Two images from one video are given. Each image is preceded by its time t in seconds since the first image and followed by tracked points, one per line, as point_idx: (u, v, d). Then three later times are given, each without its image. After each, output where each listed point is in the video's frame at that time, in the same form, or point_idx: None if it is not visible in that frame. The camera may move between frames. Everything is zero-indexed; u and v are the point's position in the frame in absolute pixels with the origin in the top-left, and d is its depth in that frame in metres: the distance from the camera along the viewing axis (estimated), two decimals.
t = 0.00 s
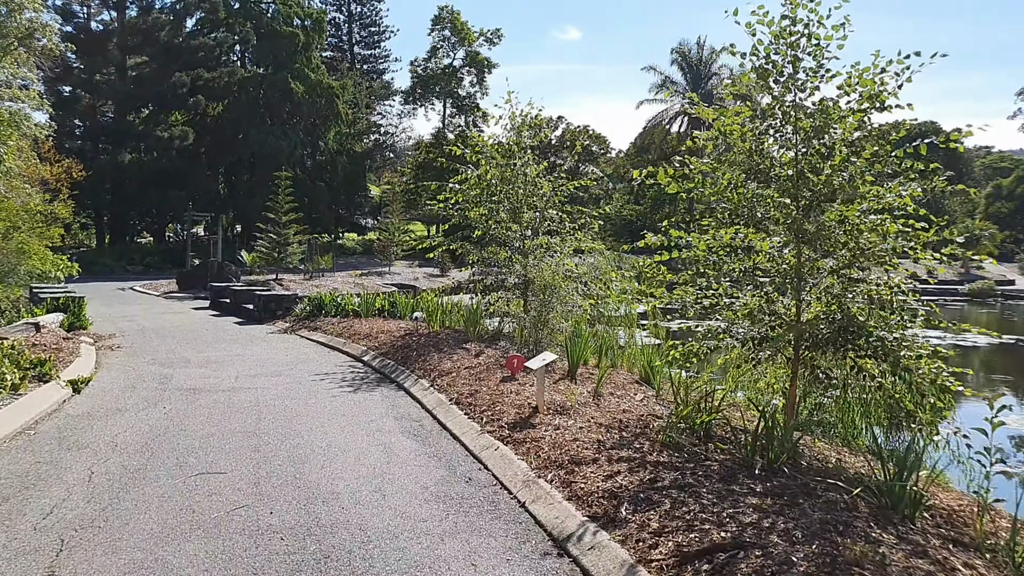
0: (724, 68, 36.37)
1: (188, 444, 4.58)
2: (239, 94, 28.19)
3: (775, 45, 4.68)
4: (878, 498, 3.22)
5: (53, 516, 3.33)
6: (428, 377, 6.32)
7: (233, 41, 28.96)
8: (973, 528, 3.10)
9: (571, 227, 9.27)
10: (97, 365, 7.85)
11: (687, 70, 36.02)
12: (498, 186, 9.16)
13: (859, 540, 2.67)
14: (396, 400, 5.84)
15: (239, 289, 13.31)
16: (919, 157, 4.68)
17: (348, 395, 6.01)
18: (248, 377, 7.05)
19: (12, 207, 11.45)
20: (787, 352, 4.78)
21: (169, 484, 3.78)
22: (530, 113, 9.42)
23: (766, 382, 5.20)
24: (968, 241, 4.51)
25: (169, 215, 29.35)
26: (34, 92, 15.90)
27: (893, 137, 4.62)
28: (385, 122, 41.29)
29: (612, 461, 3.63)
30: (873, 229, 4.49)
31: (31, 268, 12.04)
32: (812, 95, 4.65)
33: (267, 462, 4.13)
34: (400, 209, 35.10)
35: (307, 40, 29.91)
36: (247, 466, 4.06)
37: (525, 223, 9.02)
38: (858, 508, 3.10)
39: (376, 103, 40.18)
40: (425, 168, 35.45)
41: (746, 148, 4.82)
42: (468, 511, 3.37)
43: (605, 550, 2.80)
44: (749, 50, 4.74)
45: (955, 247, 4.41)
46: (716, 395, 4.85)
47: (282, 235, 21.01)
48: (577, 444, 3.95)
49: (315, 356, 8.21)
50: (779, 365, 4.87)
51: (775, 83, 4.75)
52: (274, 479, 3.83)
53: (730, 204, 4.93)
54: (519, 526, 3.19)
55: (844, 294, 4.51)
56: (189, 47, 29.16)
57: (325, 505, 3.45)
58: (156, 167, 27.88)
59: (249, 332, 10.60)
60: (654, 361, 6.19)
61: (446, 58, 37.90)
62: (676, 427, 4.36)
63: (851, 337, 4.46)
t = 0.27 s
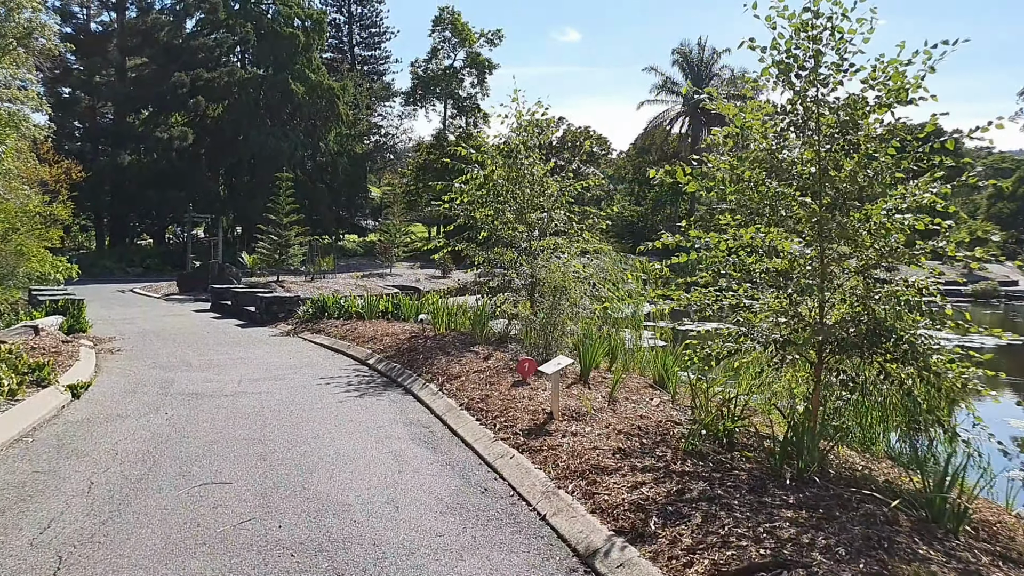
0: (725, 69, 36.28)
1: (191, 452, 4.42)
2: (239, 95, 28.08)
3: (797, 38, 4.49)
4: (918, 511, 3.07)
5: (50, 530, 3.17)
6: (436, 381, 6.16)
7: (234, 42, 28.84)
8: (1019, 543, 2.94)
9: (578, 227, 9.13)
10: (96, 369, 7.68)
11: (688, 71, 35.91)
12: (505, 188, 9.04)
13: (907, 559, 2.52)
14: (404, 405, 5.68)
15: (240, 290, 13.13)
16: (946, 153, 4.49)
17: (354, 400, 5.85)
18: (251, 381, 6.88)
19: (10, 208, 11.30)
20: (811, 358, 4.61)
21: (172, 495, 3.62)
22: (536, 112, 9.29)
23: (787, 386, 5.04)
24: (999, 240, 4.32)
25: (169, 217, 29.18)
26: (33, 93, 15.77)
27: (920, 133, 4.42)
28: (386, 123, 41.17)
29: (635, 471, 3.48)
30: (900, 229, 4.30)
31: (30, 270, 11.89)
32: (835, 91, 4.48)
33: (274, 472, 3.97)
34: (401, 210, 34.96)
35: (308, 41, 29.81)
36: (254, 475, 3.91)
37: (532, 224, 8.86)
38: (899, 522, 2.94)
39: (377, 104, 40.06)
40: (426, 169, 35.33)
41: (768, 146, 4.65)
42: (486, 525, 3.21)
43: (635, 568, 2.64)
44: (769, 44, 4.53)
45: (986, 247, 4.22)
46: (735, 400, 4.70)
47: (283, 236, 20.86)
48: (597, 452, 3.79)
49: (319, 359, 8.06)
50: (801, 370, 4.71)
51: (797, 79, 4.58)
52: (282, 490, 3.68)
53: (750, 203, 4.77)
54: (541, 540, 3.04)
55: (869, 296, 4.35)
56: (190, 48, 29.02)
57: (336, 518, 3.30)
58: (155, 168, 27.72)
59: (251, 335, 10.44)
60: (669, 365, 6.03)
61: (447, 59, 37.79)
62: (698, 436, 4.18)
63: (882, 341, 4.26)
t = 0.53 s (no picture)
0: (726, 69, 36.18)
1: (194, 461, 4.26)
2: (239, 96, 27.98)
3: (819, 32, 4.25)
4: (960, 525, 2.91)
5: (48, 546, 3.01)
6: (444, 386, 6.01)
7: (234, 42, 28.69)
8: None
9: (586, 227, 8.98)
10: (95, 373, 7.51)
11: (689, 71, 35.81)
12: (511, 188, 8.88)
13: None
14: (412, 410, 5.53)
15: (241, 292, 12.97)
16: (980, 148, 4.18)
17: (361, 405, 5.70)
18: (254, 385, 6.73)
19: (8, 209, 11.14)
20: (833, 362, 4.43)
21: (175, 507, 3.47)
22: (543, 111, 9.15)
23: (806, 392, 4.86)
24: None
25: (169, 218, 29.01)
26: (32, 93, 15.62)
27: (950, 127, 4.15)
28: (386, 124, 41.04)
29: (660, 481, 3.33)
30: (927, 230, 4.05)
31: (28, 272, 11.73)
32: (860, 87, 4.26)
33: (281, 482, 3.82)
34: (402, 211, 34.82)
35: (308, 41, 29.71)
36: (259, 486, 3.76)
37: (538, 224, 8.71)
38: (942, 537, 2.79)
39: (378, 105, 39.93)
40: (427, 170, 35.20)
41: (790, 143, 4.48)
42: (505, 539, 3.06)
43: None
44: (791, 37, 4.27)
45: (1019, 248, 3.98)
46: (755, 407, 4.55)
47: (284, 238, 20.70)
48: (617, 462, 3.65)
49: (323, 362, 7.90)
50: (823, 376, 4.54)
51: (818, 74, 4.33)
52: (290, 501, 3.53)
53: (771, 202, 4.60)
54: (564, 556, 2.88)
55: (895, 297, 4.18)
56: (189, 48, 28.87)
57: (347, 532, 3.15)
58: (155, 168, 27.55)
59: (253, 337, 10.29)
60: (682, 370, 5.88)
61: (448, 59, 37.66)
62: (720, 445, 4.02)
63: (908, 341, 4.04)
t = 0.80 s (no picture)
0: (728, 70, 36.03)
1: (196, 467, 4.09)
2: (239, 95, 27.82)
3: (846, 20, 4.07)
4: (1010, 538, 2.72)
5: (40, 559, 2.85)
6: (451, 388, 5.85)
7: (234, 41, 28.53)
8: None
9: (593, 226, 8.83)
10: (93, 375, 7.35)
11: (690, 72, 35.67)
12: (517, 187, 8.78)
13: None
14: (420, 413, 5.37)
15: (242, 292, 12.79)
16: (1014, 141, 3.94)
17: (368, 408, 5.54)
18: (257, 387, 6.57)
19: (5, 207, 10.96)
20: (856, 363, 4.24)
21: (175, 516, 3.31)
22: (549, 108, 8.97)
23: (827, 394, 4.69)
24: None
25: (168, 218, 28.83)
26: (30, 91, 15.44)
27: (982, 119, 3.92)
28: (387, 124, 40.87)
29: (686, 490, 3.16)
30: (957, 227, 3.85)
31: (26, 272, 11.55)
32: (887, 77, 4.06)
33: (286, 490, 3.66)
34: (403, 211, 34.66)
35: (308, 41, 29.56)
36: (264, 494, 3.60)
37: (545, 223, 8.55)
38: (992, 552, 2.60)
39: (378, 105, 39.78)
40: (428, 170, 35.03)
41: (814, 135, 4.31)
42: (524, 551, 2.90)
43: None
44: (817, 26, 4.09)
45: None
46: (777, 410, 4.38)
47: (284, 238, 20.53)
48: (639, 469, 3.49)
49: (326, 364, 7.74)
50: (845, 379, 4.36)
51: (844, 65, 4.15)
52: (295, 510, 3.36)
53: (794, 198, 4.43)
54: (588, 571, 2.72)
55: (923, 296, 3.99)
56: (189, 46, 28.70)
57: (357, 544, 2.98)
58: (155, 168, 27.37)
59: (254, 338, 10.12)
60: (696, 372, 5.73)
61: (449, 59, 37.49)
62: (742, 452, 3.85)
63: (930, 343, 3.80)
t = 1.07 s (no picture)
0: (730, 71, 35.86)
1: (196, 482, 3.89)
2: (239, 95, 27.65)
3: (876, 11, 3.88)
4: None
5: None
6: (460, 395, 5.67)
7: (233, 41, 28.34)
8: None
9: (603, 228, 8.65)
10: (90, 381, 7.15)
11: (692, 73, 35.48)
12: (524, 188, 8.59)
13: None
14: (428, 422, 5.19)
15: (242, 294, 12.60)
16: None
17: (374, 416, 5.36)
18: (258, 394, 6.38)
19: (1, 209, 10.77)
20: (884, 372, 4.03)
21: (175, 536, 3.13)
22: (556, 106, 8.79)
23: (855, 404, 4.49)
24: None
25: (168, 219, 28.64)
26: (27, 90, 15.24)
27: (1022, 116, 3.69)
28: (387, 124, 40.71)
29: (718, 510, 2.98)
30: (997, 230, 3.61)
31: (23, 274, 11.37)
32: (919, 71, 3.85)
33: (292, 506, 3.49)
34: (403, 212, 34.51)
35: (309, 40, 29.41)
36: (269, 511, 3.43)
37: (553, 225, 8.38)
38: None
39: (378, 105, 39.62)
40: (428, 171, 34.89)
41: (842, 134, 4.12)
42: None
43: None
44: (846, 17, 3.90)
45: None
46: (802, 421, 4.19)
47: (285, 239, 20.36)
48: (665, 486, 3.31)
49: (329, 369, 7.56)
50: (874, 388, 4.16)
51: (874, 60, 3.96)
52: (302, 530, 3.19)
53: (821, 200, 4.24)
54: None
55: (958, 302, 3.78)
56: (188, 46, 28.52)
57: (369, 568, 2.81)
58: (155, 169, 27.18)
59: (255, 342, 9.93)
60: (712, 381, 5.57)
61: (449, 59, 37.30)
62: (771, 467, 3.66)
63: (962, 352, 3.55)
